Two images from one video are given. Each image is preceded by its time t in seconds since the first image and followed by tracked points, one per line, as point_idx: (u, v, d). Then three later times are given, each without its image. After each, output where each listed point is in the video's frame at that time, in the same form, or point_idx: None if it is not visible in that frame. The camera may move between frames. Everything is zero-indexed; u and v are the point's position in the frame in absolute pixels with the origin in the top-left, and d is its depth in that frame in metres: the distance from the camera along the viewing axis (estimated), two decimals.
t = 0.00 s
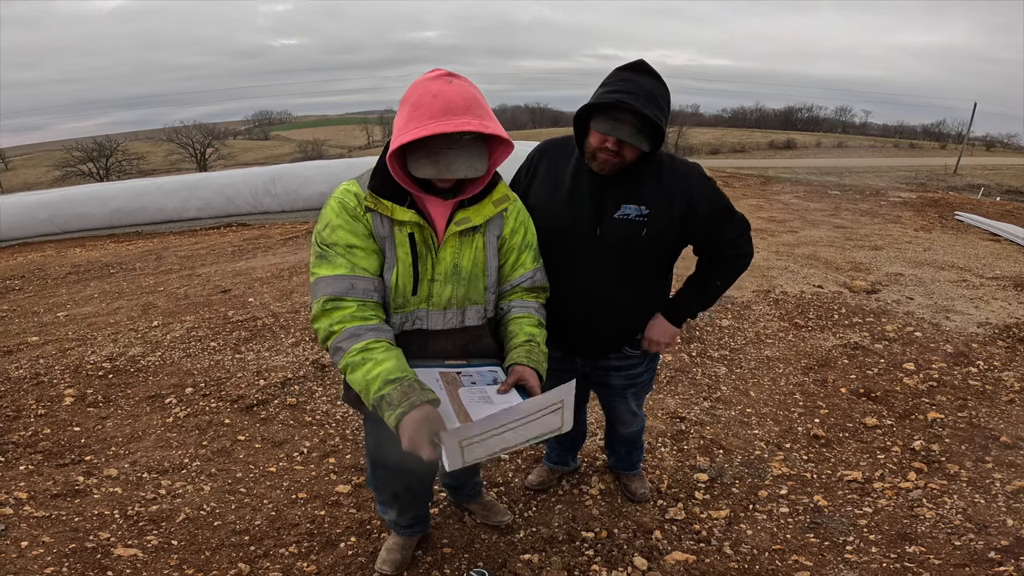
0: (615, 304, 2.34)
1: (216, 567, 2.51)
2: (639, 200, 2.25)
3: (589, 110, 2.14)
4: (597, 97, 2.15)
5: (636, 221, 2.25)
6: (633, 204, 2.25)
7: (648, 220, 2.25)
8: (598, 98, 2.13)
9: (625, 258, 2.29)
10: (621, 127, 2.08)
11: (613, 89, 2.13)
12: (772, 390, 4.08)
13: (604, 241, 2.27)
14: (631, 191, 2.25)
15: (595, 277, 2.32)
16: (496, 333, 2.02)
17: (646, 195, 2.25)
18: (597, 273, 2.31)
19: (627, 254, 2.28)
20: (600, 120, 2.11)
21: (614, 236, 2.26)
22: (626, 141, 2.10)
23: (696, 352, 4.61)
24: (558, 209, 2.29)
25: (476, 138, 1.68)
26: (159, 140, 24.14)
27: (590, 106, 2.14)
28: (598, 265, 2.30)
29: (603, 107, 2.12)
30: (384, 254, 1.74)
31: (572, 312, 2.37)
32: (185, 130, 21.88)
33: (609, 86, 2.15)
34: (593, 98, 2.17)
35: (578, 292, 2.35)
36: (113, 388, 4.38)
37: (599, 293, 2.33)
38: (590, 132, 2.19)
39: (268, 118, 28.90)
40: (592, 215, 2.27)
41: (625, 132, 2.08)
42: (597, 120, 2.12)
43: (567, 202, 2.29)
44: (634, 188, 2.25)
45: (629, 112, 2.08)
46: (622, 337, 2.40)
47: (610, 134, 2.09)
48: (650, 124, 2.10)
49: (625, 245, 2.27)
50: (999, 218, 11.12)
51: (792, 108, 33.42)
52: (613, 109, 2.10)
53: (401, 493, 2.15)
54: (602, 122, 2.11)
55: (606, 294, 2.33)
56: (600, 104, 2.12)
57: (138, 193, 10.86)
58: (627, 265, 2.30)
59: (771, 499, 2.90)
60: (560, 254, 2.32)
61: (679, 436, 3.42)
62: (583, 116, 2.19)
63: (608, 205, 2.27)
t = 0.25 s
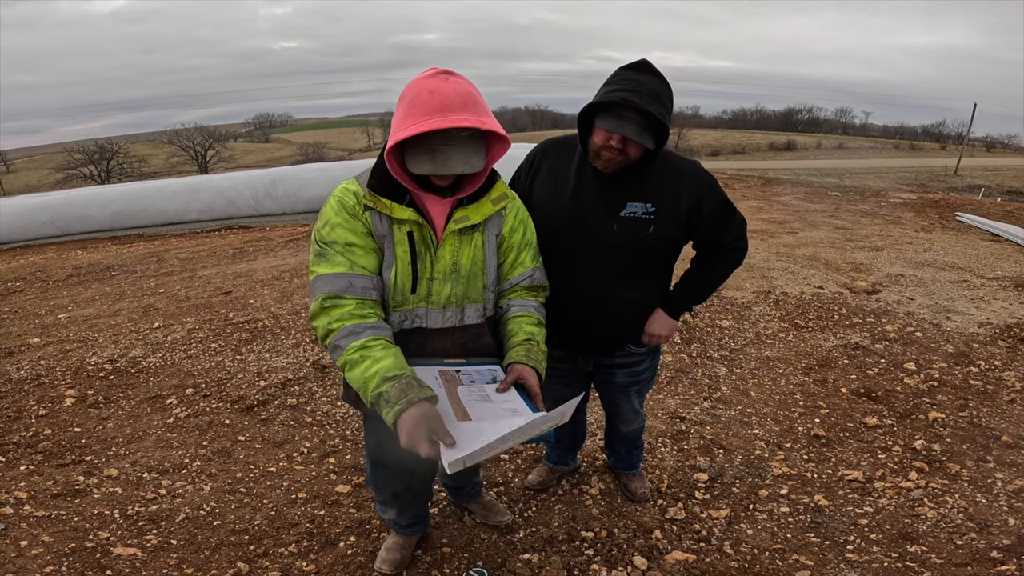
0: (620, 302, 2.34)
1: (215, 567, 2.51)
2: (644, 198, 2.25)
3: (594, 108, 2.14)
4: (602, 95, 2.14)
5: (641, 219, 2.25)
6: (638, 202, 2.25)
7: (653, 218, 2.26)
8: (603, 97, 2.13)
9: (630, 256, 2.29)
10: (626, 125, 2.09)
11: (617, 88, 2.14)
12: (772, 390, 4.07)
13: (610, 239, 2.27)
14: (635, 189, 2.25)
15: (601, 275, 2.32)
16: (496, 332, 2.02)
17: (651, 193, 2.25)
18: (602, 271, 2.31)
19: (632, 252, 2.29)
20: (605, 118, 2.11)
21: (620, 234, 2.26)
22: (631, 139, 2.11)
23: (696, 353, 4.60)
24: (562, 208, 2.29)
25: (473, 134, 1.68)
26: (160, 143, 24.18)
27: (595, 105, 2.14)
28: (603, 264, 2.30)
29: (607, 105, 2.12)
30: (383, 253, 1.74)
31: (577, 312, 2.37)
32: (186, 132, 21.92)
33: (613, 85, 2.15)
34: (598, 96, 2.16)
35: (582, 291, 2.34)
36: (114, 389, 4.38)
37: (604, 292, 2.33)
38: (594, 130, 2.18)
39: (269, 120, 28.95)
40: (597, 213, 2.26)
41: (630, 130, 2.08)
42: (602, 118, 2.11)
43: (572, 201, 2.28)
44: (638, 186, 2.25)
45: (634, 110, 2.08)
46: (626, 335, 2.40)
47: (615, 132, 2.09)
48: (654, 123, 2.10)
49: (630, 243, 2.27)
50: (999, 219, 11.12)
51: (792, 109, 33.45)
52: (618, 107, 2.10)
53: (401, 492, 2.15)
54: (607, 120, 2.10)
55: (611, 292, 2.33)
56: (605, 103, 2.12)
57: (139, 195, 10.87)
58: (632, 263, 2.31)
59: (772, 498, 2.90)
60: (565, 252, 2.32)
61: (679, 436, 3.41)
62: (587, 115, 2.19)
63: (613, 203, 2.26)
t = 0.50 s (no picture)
0: (622, 300, 2.33)
1: (214, 567, 2.50)
2: (646, 195, 2.25)
3: (597, 105, 2.14)
4: (604, 92, 2.15)
5: (643, 217, 2.25)
6: (640, 199, 2.25)
7: (655, 215, 2.25)
8: (605, 94, 2.13)
9: (632, 253, 2.28)
10: (628, 121, 2.08)
11: (619, 85, 2.13)
12: (773, 390, 4.06)
13: (612, 237, 2.27)
14: (637, 186, 2.25)
15: (602, 273, 2.31)
16: (495, 330, 2.02)
17: (653, 190, 2.25)
18: (604, 269, 2.30)
19: (633, 249, 2.28)
20: (607, 115, 2.11)
21: (622, 231, 2.26)
22: (634, 136, 2.10)
23: (697, 353, 4.60)
24: (564, 206, 2.29)
25: (471, 128, 1.68)
26: (161, 145, 24.20)
27: (598, 101, 2.14)
28: (605, 261, 2.30)
29: (609, 102, 2.12)
30: (382, 251, 1.73)
31: (578, 309, 2.36)
32: (187, 135, 21.96)
33: (616, 82, 2.15)
34: (600, 93, 2.17)
35: (584, 289, 2.34)
36: (115, 390, 4.38)
37: (605, 290, 2.33)
38: (596, 127, 2.19)
39: (269, 123, 28.99)
40: (599, 211, 2.26)
41: (632, 126, 2.08)
42: (604, 115, 2.11)
43: (574, 198, 2.28)
44: (640, 184, 2.25)
45: (637, 107, 2.08)
46: (627, 333, 2.39)
47: (618, 129, 2.09)
48: (656, 119, 2.10)
49: (632, 240, 2.27)
50: (1000, 219, 11.12)
51: (792, 111, 33.47)
52: (620, 104, 2.10)
53: (400, 492, 2.14)
54: (610, 117, 2.10)
55: (613, 290, 2.33)
56: (607, 100, 2.12)
57: (140, 198, 10.88)
58: (634, 260, 2.30)
59: (773, 498, 2.89)
60: (566, 250, 2.31)
61: (680, 436, 3.41)
62: (589, 112, 2.19)
63: (615, 201, 2.26)
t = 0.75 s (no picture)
0: (618, 301, 2.33)
1: (210, 567, 2.50)
2: (642, 194, 2.25)
3: (592, 103, 2.14)
4: (599, 92, 2.15)
5: (640, 217, 2.25)
6: (637, 199, 2.24)
7: (651, 215, 2.25)
8: (600, 93, 2.13)
9: (628, 253, 2.28)
10: (623, 121, 2.08)
11: (615, 84, 2.14)
12: (773, 391, 4.06)
13: (608, 237, 2.27)
14: (633, 186, 2.25)
15: (599, 274, 2.30)
16: (492, 330, 2.01)
17: (649, 190, 2.25)
18: (601, 269, 2.30)
19: (630, 249, 2.28)
20: (602, 114, 2.12)
21: (617, 231, 2.26)
22: (629, 135, 2.11)
23: (696, 354, 4.59)
24: (561, 205, 2.29)
25: (465, 126, 1.67)
26: (162, 148, 24.23)
27: (593, 101, 2.14)
28: (601, 262, 2.29)
29: (605, 102, 2.12)
30: (378, 251, 1.73)
31: (575, 309, 2.36)
32: (188, 138, 21.99)
33: (611, 82, 2.15)
34: (595, 93, 2.17)
35: (581, 289, 2.33)
36: (113, 392, 4.38)
37: (602, 290, 2.32)
38: (592, 127, 2.19)
39: (270, 126, 29.03)
40: (596, 210, 2.26)
41: (628, 126, 2.08)
42: (600, 115, 2.12)
43: (570, 198, 2.28)
44: (636, 183, 2.25)
45: (632, 106, 2.09)
46: (624, 334, 2.39)
47: (613, 128, 2.09)
48: (652, 119, 2.11)
49: (628, 240, 2.26)
50: (1000, 220, 11.11)
51: (792, 113, 33.49)
52: (615, 104, 2.10)
53: (396, 493, 2.13)
54: (605, 117, 2.11)
55: (609, 291, 2.32)
56: (603, 99, 2.12)
57: (141, 200, 10.90)
58: (630, 261, 2.30)
59: (772, 499, 2.88)
60: (563, 251, 2.31)
61: (678, 437, 3.40)
62: (585, 112, 2.19)
63: (612, 201, 2.26)
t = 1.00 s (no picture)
0: (615, 302, 2.33)
1: (208, 568, 2.50)
2: (639, 196, 2.25)
3: (588, 105, 2.14)
4: (595, 94, 2.15)
5: (636, 218, 2.25)
6: (633, 201, 2.25)
7: (647, 217, 2.25)
8: (596, 96, 2.13)
9: (625, 255, 2.28)
10: (619, 123, 2.09)
11: (610, 86, 2.14)
12: (772, 393, 4.05)
13: (605, 239, 2.27)
14: (629, 188, 2.25)
15: (596, 275, 2.30)
16: (489, 332, 2.01)
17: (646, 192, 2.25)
18: (598, 271, 2.30)
19: (628, 250, 2.28)
20: (598, 116, 2.12)
21: (614, 232, 2.26)
22: (625, 138, 2.11)
23: (695, 356, 4.59)
24: (558, 207, 2.29)
25: (461, 127, 1.68)
26: (162, 151, 24.26)
27: (589, 103, 2.14)
28: (598, 263, 2.29)
29: (601, 104, 2.12)
30: (375, 253, 1.73)
31: (572, 311, 2.36)
32: (188, 140, 22.02)
33: (607, 84, 2.15)
34: (591, 95, 2.17)
35: (578, 291, 2.33)
36: (112, 394, 4.38)
37: (599, 291, 2.32)
38: (588, 129, 2.19)
39: (270, 128, 29.06)
40: (593, 212, 2.26)
41: (624, 127, 2.08)
42: (596, 117, 2.12)
43: (567, 200, 2.28)
44: (633, 185, 2.25)
45: (628, 108, 2.09)
46: (622, 335, 2.39)
47: (609, 130, 2.10)
48: (648, 120, 2.11)
49: (625, 242, 2.26)
50: (999, 222, 11.11)
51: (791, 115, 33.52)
52: (611, 106, 2.10)
53: (394, 494, 2.13)
54: (601, 119, 2.11)
55: (607, 292, 2.32)
56: (599, 101, 2.12)
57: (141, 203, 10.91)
58: (627, 262, 2.30)
59: (770, 501, 2.88)
60: (560, 252, 2.31)
61: (677, 439, 3.40)
62: (581, 114, 2.19)
63: (608, 202, 2.26)
